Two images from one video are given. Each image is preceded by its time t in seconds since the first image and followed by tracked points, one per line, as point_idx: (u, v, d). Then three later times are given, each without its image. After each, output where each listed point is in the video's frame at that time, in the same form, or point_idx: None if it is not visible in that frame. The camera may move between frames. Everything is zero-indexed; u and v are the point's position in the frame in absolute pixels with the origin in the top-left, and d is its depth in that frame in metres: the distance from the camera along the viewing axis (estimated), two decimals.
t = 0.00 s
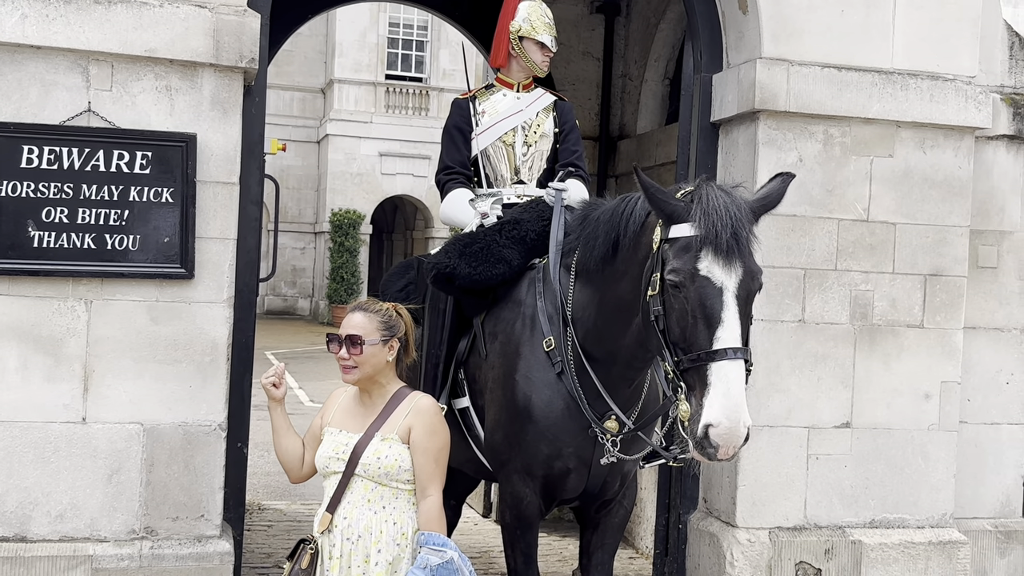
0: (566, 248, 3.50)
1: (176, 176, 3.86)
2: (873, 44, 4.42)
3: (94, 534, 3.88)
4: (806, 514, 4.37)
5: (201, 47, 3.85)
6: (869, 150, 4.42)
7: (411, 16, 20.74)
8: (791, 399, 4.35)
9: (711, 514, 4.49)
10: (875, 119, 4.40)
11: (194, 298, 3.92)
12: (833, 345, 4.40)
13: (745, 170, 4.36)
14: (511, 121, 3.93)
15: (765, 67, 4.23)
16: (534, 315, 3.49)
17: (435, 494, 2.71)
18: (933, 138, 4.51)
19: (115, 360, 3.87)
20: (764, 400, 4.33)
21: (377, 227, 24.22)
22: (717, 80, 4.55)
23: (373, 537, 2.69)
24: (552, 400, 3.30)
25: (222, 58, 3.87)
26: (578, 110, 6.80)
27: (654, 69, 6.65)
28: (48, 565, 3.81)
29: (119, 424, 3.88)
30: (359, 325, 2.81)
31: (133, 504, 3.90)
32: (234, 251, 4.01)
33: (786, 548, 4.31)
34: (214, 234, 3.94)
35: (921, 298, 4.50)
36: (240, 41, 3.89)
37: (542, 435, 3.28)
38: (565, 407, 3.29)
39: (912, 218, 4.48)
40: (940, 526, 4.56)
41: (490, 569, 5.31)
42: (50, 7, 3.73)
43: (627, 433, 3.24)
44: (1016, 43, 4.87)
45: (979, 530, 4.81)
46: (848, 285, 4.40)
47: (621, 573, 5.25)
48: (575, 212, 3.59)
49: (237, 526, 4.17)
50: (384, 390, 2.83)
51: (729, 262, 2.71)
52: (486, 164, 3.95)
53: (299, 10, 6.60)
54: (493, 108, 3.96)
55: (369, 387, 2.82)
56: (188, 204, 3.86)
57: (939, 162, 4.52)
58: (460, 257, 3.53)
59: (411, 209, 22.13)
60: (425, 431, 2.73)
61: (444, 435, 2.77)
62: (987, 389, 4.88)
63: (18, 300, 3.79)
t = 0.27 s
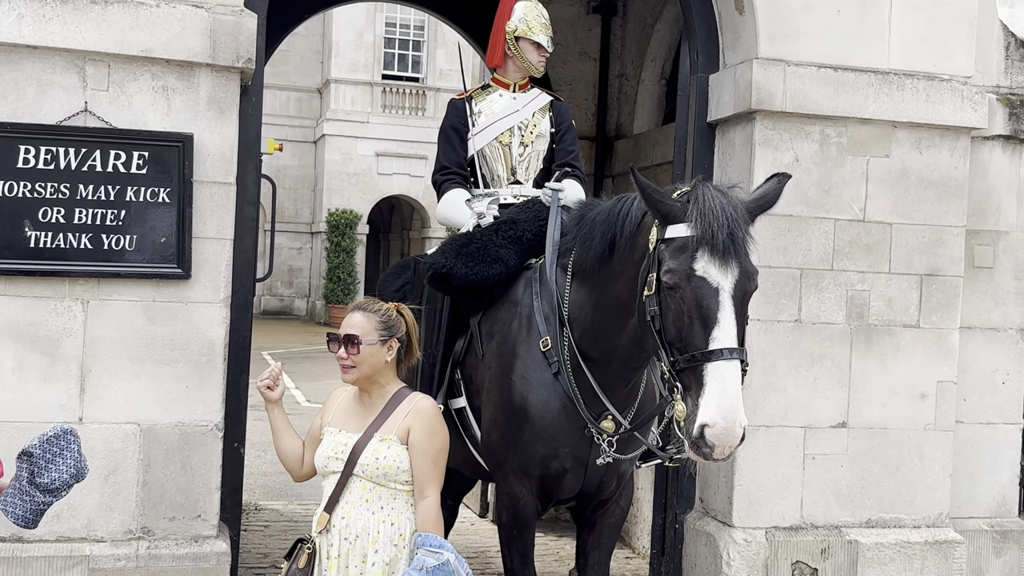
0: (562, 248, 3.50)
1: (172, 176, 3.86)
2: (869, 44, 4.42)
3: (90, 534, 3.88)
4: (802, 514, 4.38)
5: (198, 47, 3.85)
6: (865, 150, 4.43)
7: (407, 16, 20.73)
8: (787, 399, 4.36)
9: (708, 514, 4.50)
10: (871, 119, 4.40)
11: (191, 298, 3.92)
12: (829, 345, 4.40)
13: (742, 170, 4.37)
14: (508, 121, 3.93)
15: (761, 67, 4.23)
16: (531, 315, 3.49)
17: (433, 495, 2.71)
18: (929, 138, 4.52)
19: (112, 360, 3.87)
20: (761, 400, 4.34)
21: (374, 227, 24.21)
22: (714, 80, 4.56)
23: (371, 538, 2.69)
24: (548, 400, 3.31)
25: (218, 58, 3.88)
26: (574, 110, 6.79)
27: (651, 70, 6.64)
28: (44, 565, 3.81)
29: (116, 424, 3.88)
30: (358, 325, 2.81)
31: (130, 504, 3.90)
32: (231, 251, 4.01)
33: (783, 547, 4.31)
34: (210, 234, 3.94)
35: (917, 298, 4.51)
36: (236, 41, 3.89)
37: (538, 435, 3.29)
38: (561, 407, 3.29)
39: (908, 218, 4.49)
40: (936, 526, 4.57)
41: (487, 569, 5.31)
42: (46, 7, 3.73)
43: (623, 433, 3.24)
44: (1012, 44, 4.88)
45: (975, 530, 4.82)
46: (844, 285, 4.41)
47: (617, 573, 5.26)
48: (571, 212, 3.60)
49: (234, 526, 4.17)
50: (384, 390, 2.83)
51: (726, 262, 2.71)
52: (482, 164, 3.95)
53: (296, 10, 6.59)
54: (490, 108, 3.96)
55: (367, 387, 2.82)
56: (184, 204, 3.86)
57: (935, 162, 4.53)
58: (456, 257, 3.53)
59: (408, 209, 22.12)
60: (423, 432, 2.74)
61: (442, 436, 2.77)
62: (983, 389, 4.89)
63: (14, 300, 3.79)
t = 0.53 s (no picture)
0: (561, 248, 3.51)
1: (172, 176, 3.86)
2: (868, 44, 4.43)
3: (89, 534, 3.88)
4: (801, 514, 4.38)
5: (197, 47, 3.85)
6: (864, 150, 4.44)
7: (406, 16, 20.73)
8: (786, 399, 4.36)
9: (707, 514, 4.50)
10: (870, 119, 4.41)
11: (190, 298, 3.92)
12: (828, 345, 4.41)
13: (741, 170, 4.37)
14: (507, 121, 3.93)
15: (760, 67, 4.24)
16: (530, 315, 3.49)
17: (434, 497, 2.71)
18: (927, 138, 4.52)
19: (111, 360, 3.87)
20: (760, 400, 4.34)
21: (373, 227, 24.21)
22: (713, 80, 4.55)
23: (372, 539, 2.69)
24: (546, 401, 3.31)
25: (217, 58, 3.88)
26: (573, 110, 6.81)
27: (650, 69, 6.63)
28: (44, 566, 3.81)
29: (115, 424, 3.88)
30: (361, 325, 2.81)
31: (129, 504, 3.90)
32: (230, 251, 4.01)
33: (781, 547, 4.31)
34: (209, 234, 3.94)
35: (916, 298, 4.51)
36: (235, 41, 3.90)
37: (537, 435, 3.29)
38: (560, 407, 3.30)
39: (907, 218, 4.49)
40: (935, 525, 4.57)
41: (486, 569, 5.31)
42: (45, 7, 3.73)
43: (622, 433, 3.25)
44: (1010, 44, 4.88)
45: (974, 530, 4.82)
46: (843, 285, 4.41)
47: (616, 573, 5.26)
48: (570, 212, 3.60)
49: (233, 526, 4.17)
50: (386, 391, 2.83)
51: (725, 263, 2.71)
52: (482, 164, 3.95)
53: (294, 10, 6.59)
54: (489, 108, 3.96)
55: (369, 386, 2.82)
56: (184, 203, 3.86)
57: (933, 162, 4.53)
58: (455, 257, 3.53)
59: (407, 209, 22.12)
60: (425, 433, 2.74)
61: (444, 437, 2.77)
62: (982, 389, 4.89)
63: (13, 300, 3.79)
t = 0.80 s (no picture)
0: (562, 248, 3.51)
1: (173, 176, 3.86)
2: (868, 45, 4.43)
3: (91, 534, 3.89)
4: (802, 514, 4.39)
5: (198, 47, 3.86)
6: (865, 150, 4.44)
7: (407, 16, 20.74)
8: (787, 399, 4.36)
9: (708, 514, 4.51)
10: (870, 120, 4.41)
11: (192, 298, 3.93)
12: (828, 345, 4.41)
13: (742, 170, 4.37)
14: (508, 121, 3.93)
15: (761, 67, 4.24)
16: (530, 315, 3.49)
17: (438, 498, 2.70)
18: (928, 138, 4.52)
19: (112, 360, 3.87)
20: (760, 400, 4.34)
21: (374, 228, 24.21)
22: (713, 80, 4.56)
23: (375, 539, 2.69)
24: (547, 401, 3.31)
25: (219, 59, 3.88)
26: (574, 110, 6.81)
27: (651, 70, 6.69)
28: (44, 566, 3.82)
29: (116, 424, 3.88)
30: (369, 324, 2.82)
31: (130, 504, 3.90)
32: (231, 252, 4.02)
33: (782, 548, 4.32)
34: (210, 235, 3.95)
35: (917, 299, 4.51)
36: (236, 42, 3.90)
37: (538, 436, 3.29)
38: (561, 407, 3.30)
39: (908, 219, 4.50)
40: (936, 526, 4.57)
41: (486, 569, 5.31)
42: (46, 7, 3.73)
43: (622, 433, 3.25)
44: (1011, 44, 4.88)
45: (975, 530, 4.82)
46: (843, 285, 4.41)
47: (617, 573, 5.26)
48: (571, 212, 3.60)
49: (234, 526, 4.17)
50: (390, 391, 2.83)
51: (727, 264, 2.72)
52: (483, 165, 3.96)
53: (295, 10, 6.59)
54: (490, 109, 3.96)
55: (374, 386, 2.83)
56: (185, 204, 3.86)
57: (934, 163, 4.53)
58: (456, 258, 3.54)
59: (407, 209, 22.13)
60: (430, 435, 2.74)
61: (448, 439, 2.77)
62: (982, 389, 4.89)
63: (15, 300, 3.79)
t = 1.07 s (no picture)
0: (564, 248, 3.51)
1: (176, 176, 3.87)
2: (871, 44, 4.43)
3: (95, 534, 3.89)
4: (805, 514, 4.38)
5: (202, 48, 3.86)
6: (868, 150, 4.44)
7: (409, 17, 20.75)
8: (791, 399, 4.36)
9: (711, 514, 4.50)
10: (874, 119, 4.41)
11: (195, 298, 3.93)
12: (832, 345, 4.41)
13: (745, 170, 4.37)
14: (513, 121, 3.93)
15: (764, 67, 4.24)
16: (533, 315, 3.49)
17: (444, 497, 2.72)
18: (931, 138, 4.52)
19: (116, 360, 3.88)
20: (764, 400, 4.34)
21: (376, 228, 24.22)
22: (717, 81, 4.56)
23: (381, 538, 2.70)
24: (550, 401, 3.31)
25: (222, 59, 3.89)
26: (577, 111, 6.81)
27: (654, 70, 6.68)
28: (48, 565, 3.81)
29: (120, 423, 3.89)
30: (374, 323, 2.82)
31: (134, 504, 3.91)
32: (234, 252, 4.02)
33: (786, 547, 4.32)
34: (213, 235, 3.95)
35: (920, 299, 4.51)
36: (240, 42, 3.90)
37: (541, 436, 3.29)
38: (564, 408, 3.30)
39: (911, 219, 4.49)
40: (939, 526, 4.57)
41: (489, 569, 5.31)
42: (50, 8, 3.74)
43: (626, 434, 3.25)
44: (1015, 44, 4.88)
45: (978, 530, 4.82)
46: (847, 285, 4.41)
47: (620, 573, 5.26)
48: (574, 212, 3.60)
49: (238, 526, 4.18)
50: (392, 390, 2.84)
51: (727, 264, 2.71)
52: (487, 165, 3.97)
53: (297, 11, 6.59)
54: (495, 109, 3.96)
55: (377, 385, 2.83)
56: (188, 204, 3.86)
57: (937, 163, 4.53)
58: (459, 258, 3.53)
59: (410, 210, 22.14)
60: (435, 434, 2.74)
61: (453, 438, 2.78)
62: (986, 389, 4.89)
63: (19, 300, 3.80)
